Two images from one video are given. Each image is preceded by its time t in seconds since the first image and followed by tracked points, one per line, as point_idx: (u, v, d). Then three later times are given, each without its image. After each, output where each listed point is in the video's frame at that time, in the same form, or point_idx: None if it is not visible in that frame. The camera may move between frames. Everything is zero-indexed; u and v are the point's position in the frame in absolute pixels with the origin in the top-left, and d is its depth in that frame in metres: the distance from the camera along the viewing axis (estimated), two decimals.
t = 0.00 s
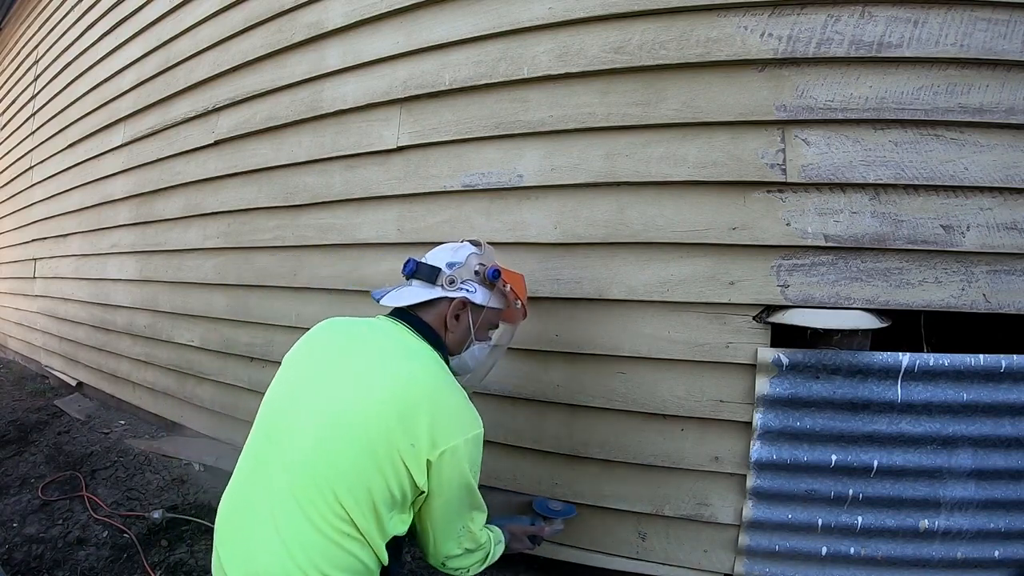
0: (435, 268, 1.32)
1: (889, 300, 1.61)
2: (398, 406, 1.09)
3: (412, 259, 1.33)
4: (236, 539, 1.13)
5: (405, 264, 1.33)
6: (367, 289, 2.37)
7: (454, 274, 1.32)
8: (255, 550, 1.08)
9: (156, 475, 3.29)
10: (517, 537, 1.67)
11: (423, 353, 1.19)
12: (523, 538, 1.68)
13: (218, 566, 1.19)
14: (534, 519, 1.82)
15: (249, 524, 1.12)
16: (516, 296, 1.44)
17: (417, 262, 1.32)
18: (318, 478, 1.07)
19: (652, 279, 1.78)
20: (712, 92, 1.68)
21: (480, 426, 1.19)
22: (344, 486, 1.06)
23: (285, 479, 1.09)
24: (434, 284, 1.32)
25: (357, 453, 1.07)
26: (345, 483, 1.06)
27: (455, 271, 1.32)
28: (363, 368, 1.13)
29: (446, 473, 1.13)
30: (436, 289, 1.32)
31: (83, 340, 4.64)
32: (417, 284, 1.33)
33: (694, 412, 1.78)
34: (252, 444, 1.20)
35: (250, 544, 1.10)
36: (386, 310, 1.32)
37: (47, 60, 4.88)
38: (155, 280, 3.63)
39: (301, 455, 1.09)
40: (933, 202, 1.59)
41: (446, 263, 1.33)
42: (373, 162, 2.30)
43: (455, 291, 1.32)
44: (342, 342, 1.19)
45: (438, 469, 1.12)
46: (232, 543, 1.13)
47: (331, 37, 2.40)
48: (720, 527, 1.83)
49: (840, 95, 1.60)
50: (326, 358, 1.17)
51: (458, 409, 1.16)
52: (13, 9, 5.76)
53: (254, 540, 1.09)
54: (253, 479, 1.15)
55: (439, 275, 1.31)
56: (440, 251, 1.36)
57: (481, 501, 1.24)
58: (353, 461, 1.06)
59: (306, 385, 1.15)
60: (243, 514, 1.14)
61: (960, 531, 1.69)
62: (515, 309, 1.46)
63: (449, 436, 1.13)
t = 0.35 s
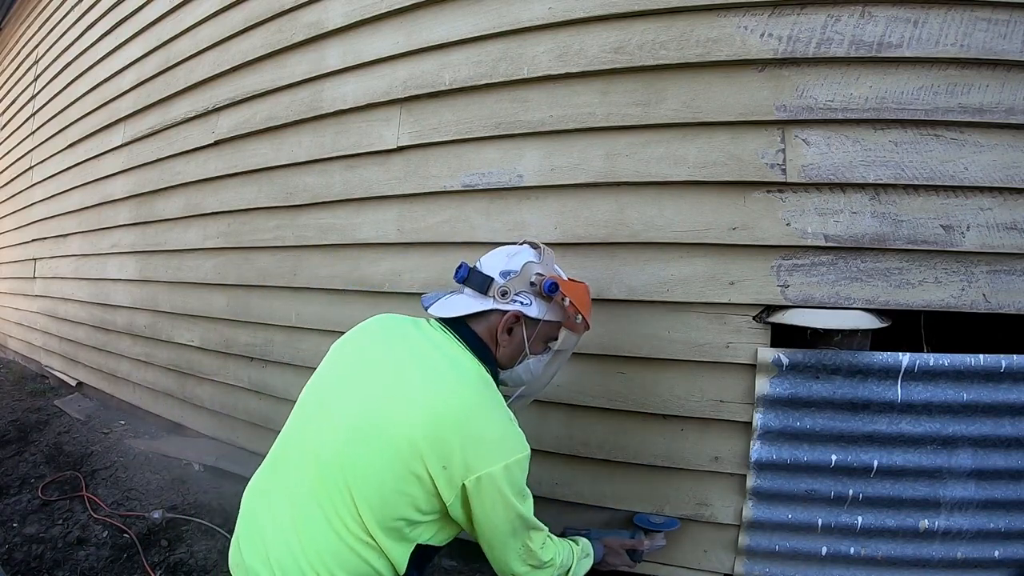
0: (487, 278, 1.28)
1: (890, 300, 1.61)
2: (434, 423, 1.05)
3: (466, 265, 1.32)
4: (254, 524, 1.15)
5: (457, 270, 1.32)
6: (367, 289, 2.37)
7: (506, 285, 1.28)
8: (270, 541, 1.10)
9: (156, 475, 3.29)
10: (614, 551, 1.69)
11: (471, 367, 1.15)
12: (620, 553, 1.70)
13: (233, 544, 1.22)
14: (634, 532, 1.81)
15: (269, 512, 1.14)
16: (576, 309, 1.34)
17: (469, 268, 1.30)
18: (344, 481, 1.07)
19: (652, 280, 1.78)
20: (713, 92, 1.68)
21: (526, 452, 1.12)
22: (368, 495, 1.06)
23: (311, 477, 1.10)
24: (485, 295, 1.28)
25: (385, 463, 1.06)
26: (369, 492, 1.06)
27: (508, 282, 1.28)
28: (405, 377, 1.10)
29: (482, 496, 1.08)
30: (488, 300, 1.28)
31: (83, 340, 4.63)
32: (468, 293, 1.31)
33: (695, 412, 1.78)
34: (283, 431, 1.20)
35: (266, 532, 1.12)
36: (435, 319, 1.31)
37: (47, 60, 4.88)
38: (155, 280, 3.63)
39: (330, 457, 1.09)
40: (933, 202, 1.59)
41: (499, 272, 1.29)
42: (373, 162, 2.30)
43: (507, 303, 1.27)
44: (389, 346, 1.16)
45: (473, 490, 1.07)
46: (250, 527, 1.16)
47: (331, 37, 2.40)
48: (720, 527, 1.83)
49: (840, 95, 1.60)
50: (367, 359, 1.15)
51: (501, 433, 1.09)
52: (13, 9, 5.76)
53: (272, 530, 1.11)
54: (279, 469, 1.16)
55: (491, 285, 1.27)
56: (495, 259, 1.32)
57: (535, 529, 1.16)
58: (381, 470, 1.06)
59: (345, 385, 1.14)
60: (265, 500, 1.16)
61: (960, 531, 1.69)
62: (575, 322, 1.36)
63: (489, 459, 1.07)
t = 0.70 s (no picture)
0: (509, 287, 1.26)
1: (890, 300, 1.61)
2: (452, 429, 1.04)
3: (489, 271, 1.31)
4: (265, 518, 1.16)
5: (480, 276, 1.31)
6: (367, 289, 2.37)
7: (529, 294, 1.26)
8: (280, 536, 1.11)
9: (156, 475, 3.29)
10: (665, 558, 1.56)
11: (492, 376, 1.13)
12: (671, 560, 1.56)
13: (241, 535, 1.23)
14: (682, 540, 1.70)
15: (280, 507, 1.14)
16: (601, 319, 1.32)
17: (492, 275, 1.29)
18: (358, 483, 1.07)
19: (653, 280, 1.78)
20: (713, 92, 1.68)
21: (549, 464, 1.09)
22: (381, 498, 1.06)
23: (325, 476, 1.10)
24: (506, 303, 1.27)
25: (400, 468, 1.05)
26: (383, 495, 1.06)
27: (530, 291, 1.26)
28: (424, 382, 1.09)
29: (500, 505, 1.06)
30: (510, 309, 1.27)
31: (83, 340, 4.64)
32: (490, 301, 1.29)
33: (695, 412, 1.78)
34: (300, 428, 1.21)
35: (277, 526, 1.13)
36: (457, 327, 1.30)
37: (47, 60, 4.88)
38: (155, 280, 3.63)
39: (346, 458, 1.09)
40: (933, 202, 1.59)
41: (521, 281, 1.27)
42: (373, 162, 2.30)
43: (529, 313, 1.26)
44: (410, 350, 1.16)
45: (491, 499, 1.05)
46: (260, 521, 1.17)
47: (331, 37, 2.40)
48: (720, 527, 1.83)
49: (840, 95, 1.60)
50: (388, 363, 1.15)
51: (523, 446, 1.06)
52: (13, 9, 5.75)
53: (282, 526, 1.12)
54: (294, 465, 1.17)
55: (513, 294, 1.25)
56: (519, 266, 1.30)
57: (562, 542, 1.12)
58: (394, 475, 1.05)
59: (363, 388, 1.14)
60: (277, 494, 1.17)
61: (960, 531, 1.69)
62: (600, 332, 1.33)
63: (507, 469, 1.04)
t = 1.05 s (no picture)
0: (515, 288, 1.27)
1: (890, 300, 1.61)
2: (457, 431, 1.04)
3: (494, 273, 1.32)
4: (267, 516, 1.16)
5: (485, 277, 1.32)
6: (367, 289, 2.37)
7: (535, 295, 1.26)
8: (282, 534, 1.11)
9: (156, 475, 3.29)
10: (668, 562, 1.55)
11: (496, 376, 1.13)
12: (675, 565, 1.55)
13: (242, 532, 1.23)
14: (680, 544, 1.71)
15: (283, 505, 1.14)
16: (608, 321, 1.31)
17: (498, 276, 1.30)
18: (361, 484, 1.07)
19: (652, 280, 1.78)
20: (713, 92, 1.68)
21: (552, 467, 1.09)
22: (385, 498, 1.06)
23: (328, 476, 1.10)
24: (512, 304, 1.27)
25: (404, 468, 1.05)
26: (387, 495, 1.06)
27: (537, 292, 1.26)
28: (429, 383, 1.09)
29: (504, 507, 1.06)
30: (515, 310, 1.26)
31: (83, 340, 4.64)
32: (496, 301, 1.29)
33: (694, 412, 1.78)
34: (304, 426, 1.21)
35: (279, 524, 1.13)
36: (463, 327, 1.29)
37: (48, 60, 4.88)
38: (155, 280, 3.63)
39: (349, 458, 1.09)
40: (933, 202, 1.59)
41: (528, 282, 1.27)
42: (373, 162, 2.30)
43: (536, 313, 1.26)
44: (416, 351, 1.16)
45: (495, 500, 1.05)
46: (263, 519, 1.17)
47: (331, 37, 2.40)
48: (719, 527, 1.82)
49: (840, 95, 1.60)
50: (391, 363, 1.15)
51: (527, 446, 1.06)
52: (13, 9, 5.75)
53: (285, 524, 1.12)
54: (297, 463, 1.16)
55: (519, 295, 1.25)
56: (524, 267, 1.31)
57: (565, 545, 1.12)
58: (397, 475, 1.05)
59: (368, 388, 1.14)
60: (279, 493, 1.16)
61: (960, 531, 1.69)
62: (605, 333, 1.33)
63: (511, 471, 1.04)
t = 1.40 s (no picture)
0: (502, 285, 1.26)
1: (890, 300, 1.61)
2: (448, 427, 1.04)
3: (480, 269, 1.30)
4: (260, 521, 1.16)
5: (471, 274, 1.30)
6: (367, 290, 2.37)
7: (523, 291, 1.25)
8: (278, 538, 1.11)
9: (156, 475, 3.29)
10: (667, 558, 1.52)
11: (485, 374, 1.13)
12: (673, 562, 1.51)
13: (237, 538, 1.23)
14: (683, 544, 1.68)
15: (276, 510, 1.14)
16: (593, 315, 1.32)
17: (484, 274, 1.28)
18: (354, 484, 1.07)
19: (652, 280, 1.78)
20: (713, 92, 1.68)
21: (543, 458, 1.09)
22: (379, 498, 1.06)
23: (321, 478, 1.10)
24: (500, 301, 1.26)
25: (396, 467, 1.05)
26: (381, 495, 1.06)
27: (524, 288, 1.26)
28: (419, 381, 1.09)
29: (497, 502, 1.06)
30: (503, 307, 1.26)
31: (83, 340, 4.64)
32: (483, 298, 1.28)
33: (694, 412, 1.78)
34: (294, 432, 1.21)
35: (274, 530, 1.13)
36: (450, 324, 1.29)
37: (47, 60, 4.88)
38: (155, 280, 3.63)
39: (341, 459, 1.08)
40: (933, 202, 1.59)
41: (515, 278, 1.26)
42: (373, 162, 2.30)
43: (523, 309, 1.25)
44: (404, 350, 1.16)
45: (486, 497, 1.05)
46: (256, 524, 1.16)
47: (331, 37, 2.40)
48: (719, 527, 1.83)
49: (840, 95, 1.60)
50: (381, 363, 1.15)
51: (517, 442, 1.06)
52: (13, 9, 5.75)
53: (279, 528, 1.12)
54: (289, 468, 1.16)
55: (507, 291, 1.24)
56: (510, 264, 1.30)
57: (560, 537, 1.11)
58: (389, 474, 1.05)
59: (358, 388, 1.14)
60: (272, 499, 1.17)
61: (960, 531, 1.69)
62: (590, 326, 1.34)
63: (502, 465, 1.04)
